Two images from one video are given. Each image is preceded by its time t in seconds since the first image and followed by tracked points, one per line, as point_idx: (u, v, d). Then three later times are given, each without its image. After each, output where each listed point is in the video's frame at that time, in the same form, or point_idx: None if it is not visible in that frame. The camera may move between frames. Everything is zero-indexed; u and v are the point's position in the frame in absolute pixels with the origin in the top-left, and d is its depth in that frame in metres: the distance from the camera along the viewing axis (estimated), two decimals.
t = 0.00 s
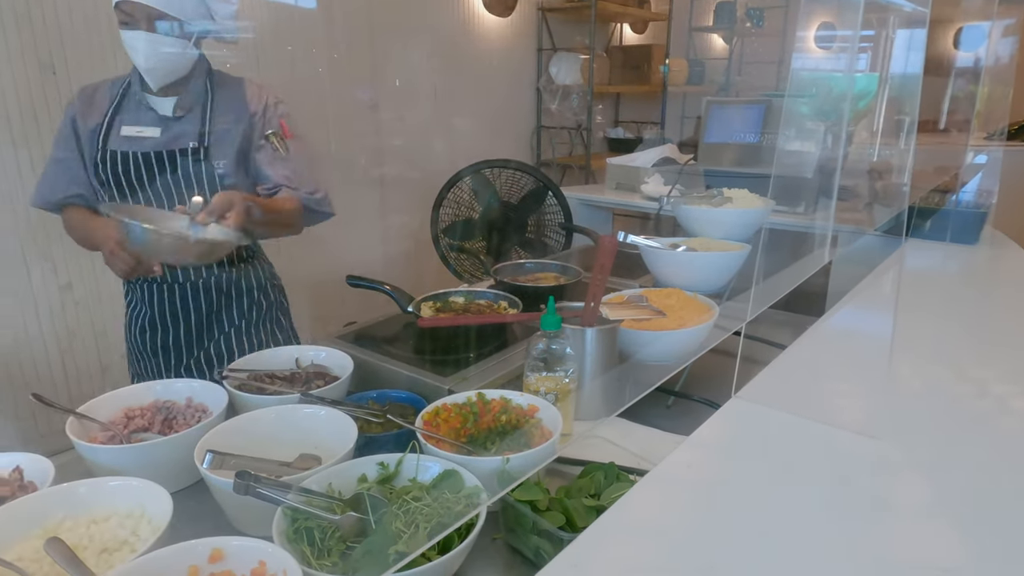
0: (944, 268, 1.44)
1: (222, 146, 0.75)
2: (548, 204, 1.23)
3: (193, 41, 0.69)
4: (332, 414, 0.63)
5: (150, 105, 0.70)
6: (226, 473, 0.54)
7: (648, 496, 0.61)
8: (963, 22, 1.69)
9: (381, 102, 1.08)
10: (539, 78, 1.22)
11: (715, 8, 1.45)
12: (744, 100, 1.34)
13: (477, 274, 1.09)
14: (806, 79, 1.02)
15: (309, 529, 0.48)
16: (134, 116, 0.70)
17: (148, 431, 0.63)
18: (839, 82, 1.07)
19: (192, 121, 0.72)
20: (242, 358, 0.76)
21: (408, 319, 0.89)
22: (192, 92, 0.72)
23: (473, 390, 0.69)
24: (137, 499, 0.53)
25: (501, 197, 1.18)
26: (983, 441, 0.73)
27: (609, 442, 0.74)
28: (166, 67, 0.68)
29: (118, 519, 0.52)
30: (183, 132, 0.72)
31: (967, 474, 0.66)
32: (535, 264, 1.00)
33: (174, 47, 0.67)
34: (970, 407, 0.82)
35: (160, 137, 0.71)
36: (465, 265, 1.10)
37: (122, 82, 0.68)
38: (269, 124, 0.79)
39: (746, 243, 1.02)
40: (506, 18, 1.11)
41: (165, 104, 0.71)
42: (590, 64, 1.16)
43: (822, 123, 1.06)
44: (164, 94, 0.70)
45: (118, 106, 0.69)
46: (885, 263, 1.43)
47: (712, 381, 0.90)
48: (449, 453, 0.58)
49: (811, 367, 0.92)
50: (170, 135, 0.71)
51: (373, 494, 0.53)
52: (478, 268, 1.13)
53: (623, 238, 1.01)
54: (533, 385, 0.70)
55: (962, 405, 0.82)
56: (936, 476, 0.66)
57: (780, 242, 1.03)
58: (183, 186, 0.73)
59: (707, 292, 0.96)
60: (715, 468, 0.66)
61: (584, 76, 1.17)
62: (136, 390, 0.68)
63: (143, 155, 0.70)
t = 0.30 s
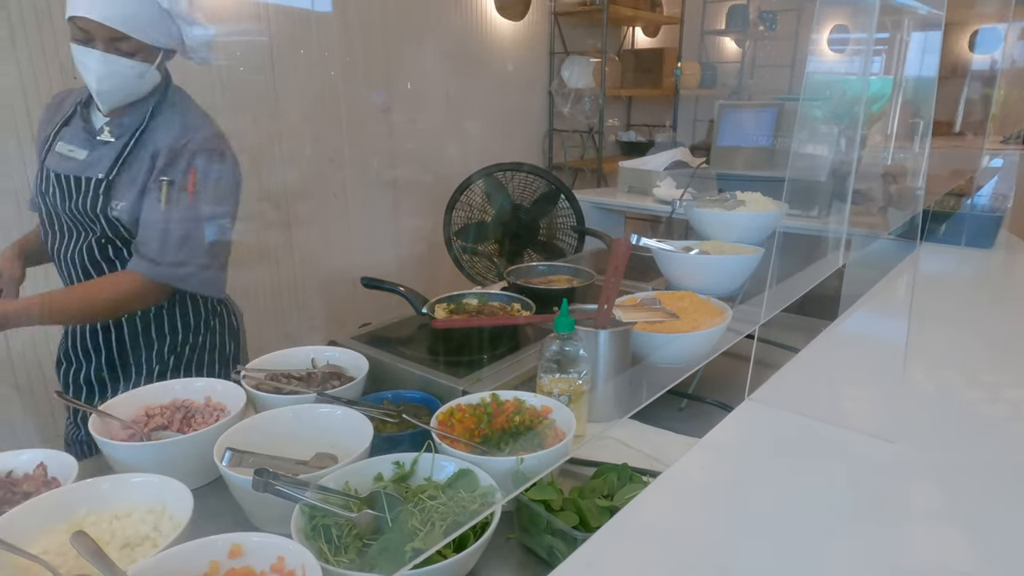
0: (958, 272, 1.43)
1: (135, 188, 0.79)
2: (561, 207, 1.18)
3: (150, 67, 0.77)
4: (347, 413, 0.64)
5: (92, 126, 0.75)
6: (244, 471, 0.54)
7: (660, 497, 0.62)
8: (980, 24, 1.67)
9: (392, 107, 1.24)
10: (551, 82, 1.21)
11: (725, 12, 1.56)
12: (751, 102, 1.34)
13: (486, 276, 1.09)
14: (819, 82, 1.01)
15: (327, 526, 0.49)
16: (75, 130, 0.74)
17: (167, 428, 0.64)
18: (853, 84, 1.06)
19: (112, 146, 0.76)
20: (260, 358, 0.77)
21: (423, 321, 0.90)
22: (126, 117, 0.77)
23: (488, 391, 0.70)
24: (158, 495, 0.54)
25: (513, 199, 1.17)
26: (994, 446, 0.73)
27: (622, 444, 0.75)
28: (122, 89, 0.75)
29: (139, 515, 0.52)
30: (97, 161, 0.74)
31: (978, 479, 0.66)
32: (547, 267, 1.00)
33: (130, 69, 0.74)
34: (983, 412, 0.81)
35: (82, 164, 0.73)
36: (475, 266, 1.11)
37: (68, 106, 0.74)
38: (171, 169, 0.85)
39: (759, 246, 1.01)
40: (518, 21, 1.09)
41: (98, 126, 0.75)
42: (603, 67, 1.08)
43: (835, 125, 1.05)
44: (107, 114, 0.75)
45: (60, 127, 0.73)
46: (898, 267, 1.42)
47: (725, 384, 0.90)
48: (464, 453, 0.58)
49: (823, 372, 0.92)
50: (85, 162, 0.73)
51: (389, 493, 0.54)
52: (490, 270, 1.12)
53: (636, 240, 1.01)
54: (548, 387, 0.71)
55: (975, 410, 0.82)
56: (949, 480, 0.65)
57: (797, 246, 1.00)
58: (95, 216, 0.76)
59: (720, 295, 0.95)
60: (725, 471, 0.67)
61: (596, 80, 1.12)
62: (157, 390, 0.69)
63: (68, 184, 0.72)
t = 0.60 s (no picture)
0: (969, 278, 1.42)
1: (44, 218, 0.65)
2: (571, 212, 1.21)
3: (87, 73, 0.63)
4: (363, 414, 0.65)
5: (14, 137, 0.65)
6: (260, 470, 0.55)
7: (670, 500, 0.62)
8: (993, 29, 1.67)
9: (406, 112, 1.15)
10: (563, 88, 1.26)
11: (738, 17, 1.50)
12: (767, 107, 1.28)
13: (501, 279, 1.10)
14: (835, 86, 1.01)
15: (340, 524, 0.50)
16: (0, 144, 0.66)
17: (184, 428, 0.65)
18: (864, 90, 1.06)
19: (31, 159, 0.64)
20: (275, 359, 0.79)
21: (435, 324, 0.91)
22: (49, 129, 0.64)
23: (499, 393, 0.70)
24: (177, 492, 0.55)
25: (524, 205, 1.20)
26: (1008, 453, 0.72)
27: (632, 447, 0.75)
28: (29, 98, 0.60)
29: (157, 512, 0.54)
30: (14, 174, 0.64)
31: (991, 486, 0.65)
32: (559, 272, 1.01)
33: (62, 77, 0.60)
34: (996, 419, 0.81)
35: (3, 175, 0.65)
36: (488, 270, 1.13)
37: None
38: (76, 186, 0.64)
39: (771, 250, 1.01)
40: (532, 26, 1.14)
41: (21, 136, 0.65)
42: (614, 72, 1.14)
43: (846, 130, 1.05)
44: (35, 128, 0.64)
45: None
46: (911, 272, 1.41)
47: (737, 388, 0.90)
48: (475, 454, 0.59)
49: (833, 377, 0.92)
50: None
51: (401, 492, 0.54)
52: (501, 274, 1.14)
53: (648, 245, 1.03)
54: (558, 390, 0.72)
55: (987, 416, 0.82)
56: (961, 487, 0.65)
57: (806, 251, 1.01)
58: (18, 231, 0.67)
59: (730, 300, 0.95)
60: (736, 474, 0.67)
61: (608, 85, 1.17)
62: (174, 390, 0.71)
63: None
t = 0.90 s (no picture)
0: (976, 288, 1.42)
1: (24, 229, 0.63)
2: (579, 221, 1.27)
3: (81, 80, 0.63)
4: (371, 419, 0.67)
5: None
6: (273, 472, 0.58)
7: (672, 506, 0.63)
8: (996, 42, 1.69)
9: (417, 120, 1.23)
10: (573, 98, 1.33)
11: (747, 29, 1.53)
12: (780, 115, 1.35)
13: (509, 288, 1.13)
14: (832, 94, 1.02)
15: (348, 524, 0.51)
16: None
17: (199, 431, 0.67)
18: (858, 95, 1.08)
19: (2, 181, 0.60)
20: (287, 365, 0.81)
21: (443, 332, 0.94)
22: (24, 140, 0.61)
23: (503, 400, 0.71)
24: (192, 494, 0.57)
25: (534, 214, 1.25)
26: (1009, 464, 0.73)
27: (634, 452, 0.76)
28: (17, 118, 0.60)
29: (174, 512, 0.56)
30: None
31: (993, 498, 0.66)
32: (565, 281, 1.02)
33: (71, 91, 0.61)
34: (997, 430, 0.82)
35: None
36: (496, 279, 1.15)
37: None
38: (64, 194, 0.63)
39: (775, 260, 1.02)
40: (541, 38, 1.20)
41: None
42: (623, 82, 1.25)
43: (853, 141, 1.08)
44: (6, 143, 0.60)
45: None
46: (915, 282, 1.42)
47: (740, 397, 0.91)
48: (479, 458, 0.61)
49: (837, 387, 0.93)
50: None
51: (408, 494, 0.56)
52: (510, 281, 1.16)
53: (651, 254, 1.04)
54: (561, 397, 0.73)
55: (989, 427, 0.82)
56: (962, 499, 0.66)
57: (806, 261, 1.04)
58: None
59: (733, 309, 0.98)
60: (738, 482, 0.68)
61: (617, 95, 1.29)
62: (190, 395, 0.73)
63: None
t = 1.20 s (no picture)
0: (979, 297, 1.43)
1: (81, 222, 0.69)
2: (584, 231, 1.28)
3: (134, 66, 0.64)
4: (374, 421, 0.69)
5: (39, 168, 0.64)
6: (279, 471, 0.60)
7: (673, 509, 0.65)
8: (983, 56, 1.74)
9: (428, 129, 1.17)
10: (580, 107, 1.32)
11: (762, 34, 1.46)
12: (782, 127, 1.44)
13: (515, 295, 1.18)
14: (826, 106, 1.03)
15: (351, 522, 0.54)
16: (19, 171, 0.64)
17: (209, 433, 0.70)
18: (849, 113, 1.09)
19: (102, 182, 0.67)
20: (295, 370, 0.83)
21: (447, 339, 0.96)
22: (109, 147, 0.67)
23: (503, 404, 0.74)
24: (202, 491, 0.59)
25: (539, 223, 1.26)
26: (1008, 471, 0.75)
27: (632, 456, 0.78)
28: (103, 123, 0.64)
29: (185, 509, 0.58)
30: (96, 189, 0.67)
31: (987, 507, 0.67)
32: (568, 288, 1.04)
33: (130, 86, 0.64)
34: (996, 437, 0.83)
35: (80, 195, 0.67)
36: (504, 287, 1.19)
37: None
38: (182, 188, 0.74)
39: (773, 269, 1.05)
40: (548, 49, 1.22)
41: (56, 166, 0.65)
42: (631, 91, 1.22)
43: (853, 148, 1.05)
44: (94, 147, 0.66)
45: None
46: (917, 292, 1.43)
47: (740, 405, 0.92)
48: (479, 460, 0.64)
49: (837, 394, 0.94)
50: (75, 196, 0.66)
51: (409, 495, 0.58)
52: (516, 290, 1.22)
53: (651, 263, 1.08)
54: (561, 402, 0.76)
55: (988, 434, 0.84)
56: (961, 506, 0.67)
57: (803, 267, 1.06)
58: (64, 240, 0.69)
59: (732, 317, 1.00)
60: (736, 488, 0.70)
61: (625, 104, 1.23)
62: (202, 397, 0.76)
63: None
